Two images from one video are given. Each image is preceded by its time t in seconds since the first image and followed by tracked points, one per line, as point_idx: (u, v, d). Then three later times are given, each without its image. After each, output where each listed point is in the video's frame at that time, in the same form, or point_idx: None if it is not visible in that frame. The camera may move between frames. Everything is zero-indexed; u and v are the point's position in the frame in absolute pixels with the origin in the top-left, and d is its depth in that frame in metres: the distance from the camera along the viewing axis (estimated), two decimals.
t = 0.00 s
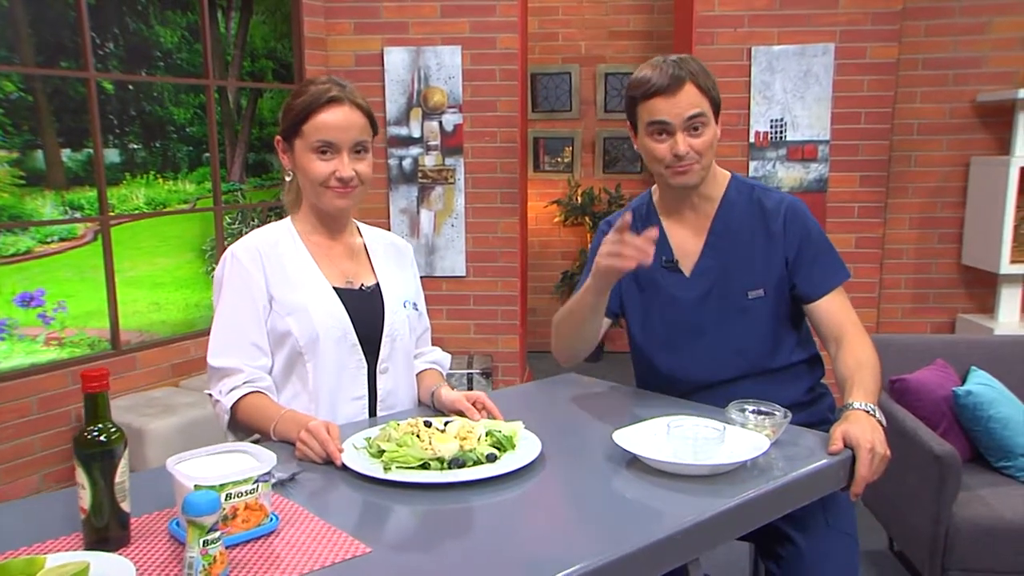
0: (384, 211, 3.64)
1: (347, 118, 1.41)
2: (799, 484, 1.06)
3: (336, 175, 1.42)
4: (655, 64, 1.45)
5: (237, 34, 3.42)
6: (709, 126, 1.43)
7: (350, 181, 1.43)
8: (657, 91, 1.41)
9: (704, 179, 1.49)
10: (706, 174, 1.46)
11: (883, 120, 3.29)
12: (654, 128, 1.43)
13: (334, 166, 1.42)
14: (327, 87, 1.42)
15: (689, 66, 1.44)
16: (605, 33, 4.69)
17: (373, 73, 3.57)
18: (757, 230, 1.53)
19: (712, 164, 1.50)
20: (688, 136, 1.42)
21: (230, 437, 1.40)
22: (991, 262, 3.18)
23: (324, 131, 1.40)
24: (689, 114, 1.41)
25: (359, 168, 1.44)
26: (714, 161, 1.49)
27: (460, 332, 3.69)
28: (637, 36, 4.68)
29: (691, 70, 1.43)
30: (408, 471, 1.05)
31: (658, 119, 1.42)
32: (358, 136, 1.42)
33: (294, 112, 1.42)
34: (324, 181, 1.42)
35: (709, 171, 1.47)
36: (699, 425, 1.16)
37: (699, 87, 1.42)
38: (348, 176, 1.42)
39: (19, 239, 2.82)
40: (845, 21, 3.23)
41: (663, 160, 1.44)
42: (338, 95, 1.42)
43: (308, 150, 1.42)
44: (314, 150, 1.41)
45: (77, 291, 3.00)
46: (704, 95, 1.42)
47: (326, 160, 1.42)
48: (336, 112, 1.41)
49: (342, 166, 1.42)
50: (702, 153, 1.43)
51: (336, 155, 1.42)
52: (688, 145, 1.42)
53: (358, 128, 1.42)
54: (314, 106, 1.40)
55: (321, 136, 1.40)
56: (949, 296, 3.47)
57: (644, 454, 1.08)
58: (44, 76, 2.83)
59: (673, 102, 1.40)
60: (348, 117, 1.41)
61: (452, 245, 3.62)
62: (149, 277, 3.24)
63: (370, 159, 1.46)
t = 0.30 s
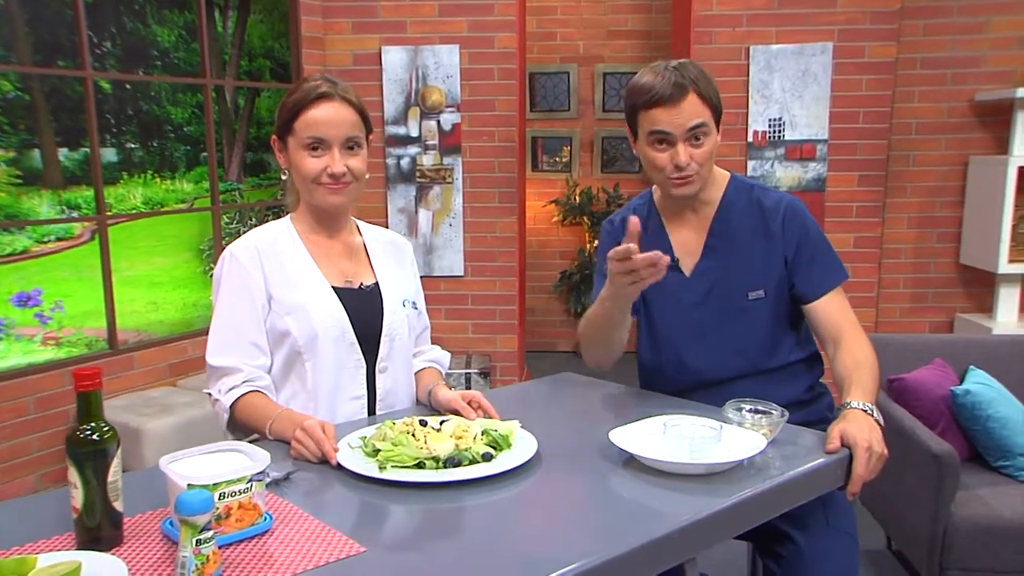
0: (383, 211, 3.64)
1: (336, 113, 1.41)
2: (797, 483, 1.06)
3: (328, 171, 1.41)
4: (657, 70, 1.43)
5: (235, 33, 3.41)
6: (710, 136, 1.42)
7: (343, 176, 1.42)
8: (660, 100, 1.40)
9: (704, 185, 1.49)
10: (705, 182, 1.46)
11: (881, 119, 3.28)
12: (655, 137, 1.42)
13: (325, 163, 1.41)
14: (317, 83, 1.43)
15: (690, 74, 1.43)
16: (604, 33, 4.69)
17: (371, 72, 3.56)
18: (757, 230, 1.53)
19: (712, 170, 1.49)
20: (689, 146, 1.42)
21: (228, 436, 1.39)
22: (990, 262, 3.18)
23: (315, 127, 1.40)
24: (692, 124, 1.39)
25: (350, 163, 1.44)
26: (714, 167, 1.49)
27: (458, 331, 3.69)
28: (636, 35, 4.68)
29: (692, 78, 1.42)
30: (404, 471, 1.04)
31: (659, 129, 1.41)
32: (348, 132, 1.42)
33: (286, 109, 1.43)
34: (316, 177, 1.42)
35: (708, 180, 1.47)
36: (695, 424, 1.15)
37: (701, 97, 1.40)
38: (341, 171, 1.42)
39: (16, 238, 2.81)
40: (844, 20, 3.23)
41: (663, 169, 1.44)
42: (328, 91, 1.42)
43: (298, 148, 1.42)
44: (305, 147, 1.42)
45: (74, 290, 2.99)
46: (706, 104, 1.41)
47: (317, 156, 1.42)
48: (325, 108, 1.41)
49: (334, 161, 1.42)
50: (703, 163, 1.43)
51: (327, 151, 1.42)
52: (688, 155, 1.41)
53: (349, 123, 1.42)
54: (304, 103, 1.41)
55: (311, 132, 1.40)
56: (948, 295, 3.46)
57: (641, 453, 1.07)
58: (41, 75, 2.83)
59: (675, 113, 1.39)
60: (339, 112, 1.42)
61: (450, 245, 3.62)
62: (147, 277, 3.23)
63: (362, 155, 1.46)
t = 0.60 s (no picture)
0: (385, 210, 3.64)
1: (335, 111, 1.41)
2: (798, 483, 1.05)
3: (328, 169, 1.41)
4: (657, 69, 1.42)
5: (237, 33, 3.41)
6: (711, 136, 1.42)
7: (343, 174, 1.42)
8: (661, 100, 1.39)
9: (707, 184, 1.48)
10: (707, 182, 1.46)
11: (884, 119, 3.27)
12: (656, 138, 1.42)
13: (325, 160, 1.41)
14: (316, 81, 1.43)
15: (690, 73, 1.41)
16: (607, 32, 4.68)
17: (374, 72, 3.56)
18: (763, 231, 1.52)
19: (716, 168, 1.49)
20: (691, 146, 1.41)
21: (227, 435, 1.39)
22: (994, 261, 3.17)
23: (314, 124, 1.40)
24: (693, 124, 1.39)
25: (350, 160, 1.43)
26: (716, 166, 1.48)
27: (460, 331, 3.69)
28: (638, 35, 4.67)
29: (693, 77, 1.40)
30: (403, 471, 1.04)
31: (659, 130, 1.40)
32: (347, 129, 1.42)
33: (285, 107, 1.43)
34: (316, 175, 1.42)
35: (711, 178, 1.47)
36: (696, 424, 1.15)
37: (703, 96, 1.39)
38: (340, 169, 1.41)
39: (18, 237, 2.81)
40: (847, 19, 3.22)
41: (664, 169, 1.44)
42: (327, 88, 1.42)
43: (298, 146, 1.42)
44: (304, 145, 1.41)
45: (77, 289, 3.00)
46: (707, 104, 1.40)
47: (317, 155, 1.42)
48: (324, 105, 1.41)
49: (333, 159, 1.42)
50: (705, 164, 1.42)
51: (327, 148, 1.42)
52: (691, 156, 1.41)
53: (347, 120, 1.42)
54: (304, 101, 1.41)
55: (310, 130, 1.40)
56: (951, 295, 3.45)
57: (641, 453, 1.07)
58: (43, 75, 2.83)
59: (676, 114, 1.38)
60: (337, 110, 1.41)
61: (453, 245, 3.61)
62: (149, 276, 3.24)
63: (362, 153, 1.46)
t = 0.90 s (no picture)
0: (390, 210, 3.64)
1: (336, 110, 1.41)
2: (803, 485, 1.05)
3: (330, 168, 1.41)
4: (679, 56, 1.44)
5: (242, 33, 3.42)
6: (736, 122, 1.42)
7: (343, 172, 1.42)
8: (688, 80, 1.40)
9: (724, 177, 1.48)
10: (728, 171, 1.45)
11: (891, 118, 3.25)
12: (682, 120, 1.41)
13: (327, 159, 1.41)
14: (317, 80, 1.43)
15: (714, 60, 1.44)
16: (612, 32, 4.67)
17: (379, 72, 3.56)
18: (771, 237, 1.50)
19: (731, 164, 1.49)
20: (716, 130, 1.41)
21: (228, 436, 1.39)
22: (1001, 262, 3.15)
23: (315, 124, 1.40)
24: (719, 105, 1.40)
25: (352, 159, 1.43)
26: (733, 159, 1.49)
27: (465, 331, 3.68)
28: (644, 34, 4.66)
29: (717, 64, 1.43)
30: (406, 472, 1.04)
31: (686, 111, 1.40)
32: (349, 128, 1.42)
33: (286, 107, 1.43)
34: (318, 175, 1.42)
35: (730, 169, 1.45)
36: (700, 426, 1.14)
37: (727, 81, 1.42)
38: (342, 168, 1.41)
39: (25, 238, 2.82)
40: (854, 18, 3.21)
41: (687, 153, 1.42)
42: (327, 88, 1.42)
43: (301, 145, 1.42)
44: (307, 144, 1.42)
45: (82, 289, 3.01)
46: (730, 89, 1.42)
47: (319, 154, 1.42)
48: (325, 104, 1.41)
49: (335, 158, 1.42)
50: (730, 148, 1.42)
51: (329, 147, 1.42)
52: (716, 139, 1.40)
53: (348, 119, 1.42)
54: (304, 100, 1.41)
55: (312, 129, 1.40)
56: (958, 296, 3.43)
57: (645, 455, 1.06)
58: (49, 75, 2.84)
59: (704, 94, 1.39)
60: (339, 109, 1.41)
61: (458, 245, 3.61)
62: (155, 276, 3.25)
63: (364, 152, 1.45)
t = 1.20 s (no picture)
0: (398, 211, 3.64)
1: (342, 114, 1.42)
2: (811, 491, 1.04)
3: (336, 172, 1.42)
4: (668, 64, 1.43)
5: (252, 34, 3.42)
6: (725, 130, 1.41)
7: (348, 176, 1.42)
8: (675, 87, 1.39)
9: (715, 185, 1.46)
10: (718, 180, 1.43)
11: (901, 119, 3.24)
12: (669, 128, 1.40)
13: (333, 163, 1.42)
14: (323, 84, 1.44)
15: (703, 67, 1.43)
16: (620, 32, 4.66)
17: (388, 73, 3.56)
18: (767, 244, 1.49)
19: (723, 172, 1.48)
20: (705, 137, 1.39)
21: (234, 439, 1.39)
22: (1012, 264, 3.13)
23: (320, 127, 1.41)
24: (708, 112, 1.39)
25: (358, 163, 1.43)
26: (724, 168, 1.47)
27: (473, 332, 3.68)
28: (653, 35, 4.65)
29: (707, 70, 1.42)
30: (411, 477, 1.04)
31: (674, 119, 1.39)
32: (355, 131, 1.43)
33: (292, 111, 1.44)
34: (324, 179, 1.43)
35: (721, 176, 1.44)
36: (707, 431, 1.14)
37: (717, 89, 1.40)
38: (348, 172, 1.42)
39: (36, 238, 2.86)
40: (864, 19, 3.19)
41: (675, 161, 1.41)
42: (333, 91, 1.43)
43: (306, 149, 1.43)
44: (312, 148, 1.42)
45: (91, 290, 3.03)
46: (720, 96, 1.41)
47: (325, 158, 1.42)
48: (331, 107, 1.42)
49: (341, 162, 1.42)
50: (718, 156, 1.40)
51: (334, 151, 1.42)
52: (705, 146, 1.39)
53: (354, 123, 1.43)
54: (310, 104, 1.42)
55: (317, 133, 1.41)
56: (969, 298, 3.41)
57: (651, 461, 1.06)
58: (60, 77, 2.86)
59: (691, 102, 1.38)
60: (343, 113, 1.42)
61: (466, 246, 3.61)
62: (165, 277, 3.27)
63: (370, 155, 1.46)
